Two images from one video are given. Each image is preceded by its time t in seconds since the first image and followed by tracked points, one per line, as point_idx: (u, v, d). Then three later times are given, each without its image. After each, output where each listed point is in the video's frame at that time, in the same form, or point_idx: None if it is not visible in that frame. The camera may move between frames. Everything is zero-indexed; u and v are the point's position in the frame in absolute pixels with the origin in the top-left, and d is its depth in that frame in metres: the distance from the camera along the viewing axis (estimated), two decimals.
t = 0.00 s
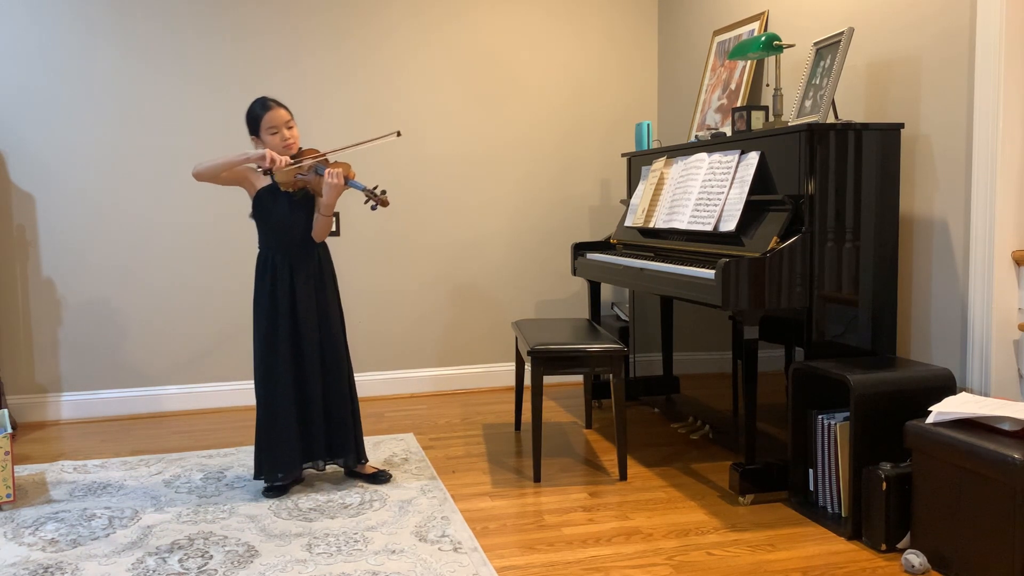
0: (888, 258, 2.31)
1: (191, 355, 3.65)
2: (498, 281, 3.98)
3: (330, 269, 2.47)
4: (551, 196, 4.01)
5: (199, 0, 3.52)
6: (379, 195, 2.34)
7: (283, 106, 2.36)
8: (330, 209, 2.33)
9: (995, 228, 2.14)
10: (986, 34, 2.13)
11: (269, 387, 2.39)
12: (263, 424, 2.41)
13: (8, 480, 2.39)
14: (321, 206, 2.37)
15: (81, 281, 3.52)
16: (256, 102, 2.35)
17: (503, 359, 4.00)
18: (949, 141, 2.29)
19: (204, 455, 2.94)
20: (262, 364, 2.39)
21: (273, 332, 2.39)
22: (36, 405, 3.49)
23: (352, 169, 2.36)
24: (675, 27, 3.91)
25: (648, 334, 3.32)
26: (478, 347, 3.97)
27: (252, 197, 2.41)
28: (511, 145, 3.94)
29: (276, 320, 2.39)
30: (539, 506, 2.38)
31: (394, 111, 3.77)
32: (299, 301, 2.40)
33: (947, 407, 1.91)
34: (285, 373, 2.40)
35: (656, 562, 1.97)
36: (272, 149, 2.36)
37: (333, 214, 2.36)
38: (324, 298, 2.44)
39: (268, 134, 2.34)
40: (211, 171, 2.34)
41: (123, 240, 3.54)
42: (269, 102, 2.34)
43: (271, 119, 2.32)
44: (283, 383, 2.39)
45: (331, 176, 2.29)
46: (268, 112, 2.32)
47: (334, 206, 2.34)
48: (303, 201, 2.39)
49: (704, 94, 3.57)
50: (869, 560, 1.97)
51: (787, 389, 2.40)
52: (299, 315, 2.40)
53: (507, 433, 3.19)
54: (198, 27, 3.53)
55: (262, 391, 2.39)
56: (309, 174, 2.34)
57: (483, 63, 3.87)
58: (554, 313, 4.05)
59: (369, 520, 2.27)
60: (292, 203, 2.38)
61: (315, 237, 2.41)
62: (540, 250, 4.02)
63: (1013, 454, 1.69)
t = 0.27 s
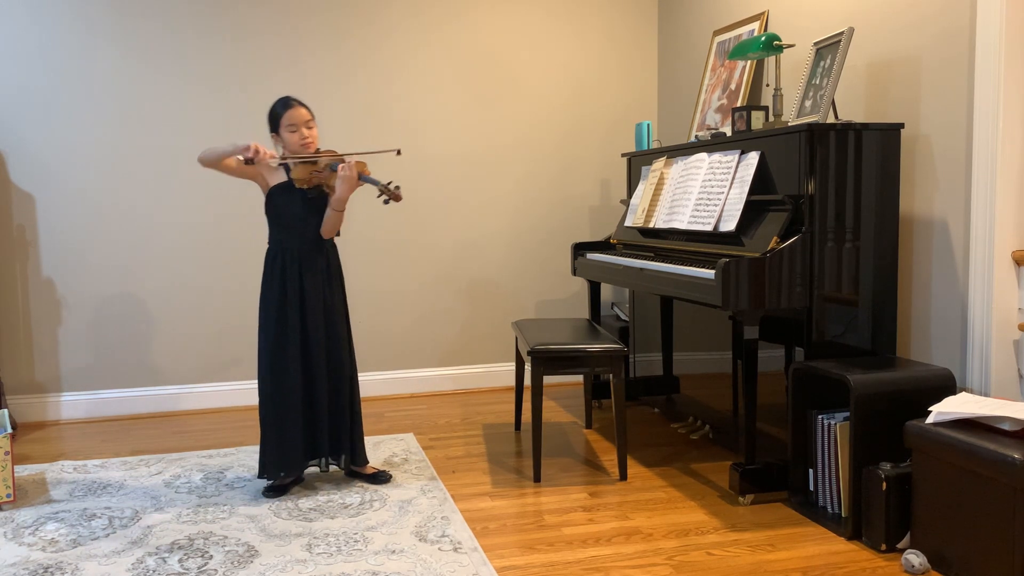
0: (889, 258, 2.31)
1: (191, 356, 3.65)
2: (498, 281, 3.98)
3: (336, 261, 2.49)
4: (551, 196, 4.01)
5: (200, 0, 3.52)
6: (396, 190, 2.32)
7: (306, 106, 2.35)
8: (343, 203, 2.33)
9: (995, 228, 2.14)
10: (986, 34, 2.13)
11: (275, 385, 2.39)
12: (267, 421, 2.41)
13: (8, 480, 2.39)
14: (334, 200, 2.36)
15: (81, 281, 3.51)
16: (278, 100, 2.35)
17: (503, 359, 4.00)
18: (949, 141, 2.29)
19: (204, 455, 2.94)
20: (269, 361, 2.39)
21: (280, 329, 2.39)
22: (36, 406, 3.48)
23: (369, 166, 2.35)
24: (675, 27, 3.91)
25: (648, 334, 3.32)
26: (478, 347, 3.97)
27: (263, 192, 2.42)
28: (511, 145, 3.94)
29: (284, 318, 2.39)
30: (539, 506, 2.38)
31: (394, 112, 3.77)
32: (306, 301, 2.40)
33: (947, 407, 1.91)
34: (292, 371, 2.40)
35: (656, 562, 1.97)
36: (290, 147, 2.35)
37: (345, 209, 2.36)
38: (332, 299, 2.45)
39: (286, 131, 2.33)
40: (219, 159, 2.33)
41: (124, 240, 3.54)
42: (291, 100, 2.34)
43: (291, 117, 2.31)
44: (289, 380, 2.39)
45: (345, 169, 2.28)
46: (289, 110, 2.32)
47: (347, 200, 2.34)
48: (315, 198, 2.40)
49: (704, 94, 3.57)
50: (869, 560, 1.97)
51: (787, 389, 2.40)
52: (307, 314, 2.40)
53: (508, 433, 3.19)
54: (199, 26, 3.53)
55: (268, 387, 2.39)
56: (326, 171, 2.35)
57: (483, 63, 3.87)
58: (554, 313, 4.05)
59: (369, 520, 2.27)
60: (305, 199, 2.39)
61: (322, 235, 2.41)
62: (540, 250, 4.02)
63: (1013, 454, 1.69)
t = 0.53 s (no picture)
0: (889, 258, 2.31)
1: (190, 356, 3.65)
2: (499, 281, 3.98)
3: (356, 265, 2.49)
4: (551, 196, 4.01)
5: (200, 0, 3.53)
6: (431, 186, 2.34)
7: (334, 105, 2.37)
8: (375, 200, 2.34)
9: (995, 228, 2.14)
10: (986, 34, 2.13)
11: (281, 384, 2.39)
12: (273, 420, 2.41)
13: (8, 480, 2.39)
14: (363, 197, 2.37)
15: (81, 281, 3.52)
16: (309, 99, 2.36)
17: (503, 359, 4.00)
18: (949, 141, 2.29)
19: (204, 455, 2.94)
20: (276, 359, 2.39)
21: (288, 329, 2.39)
22: (36, 405, 3.48)
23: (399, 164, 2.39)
24: (675, 27, 3.91)
25: (648, 334, 3.32)
26: (478, 347, 3.97)
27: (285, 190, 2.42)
28: (512, 146, 3.94)
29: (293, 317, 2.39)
30: (539, 506, 2.38)
31: (395, 112, 3.77)
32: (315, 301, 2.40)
33: (947, 407, 1.91)
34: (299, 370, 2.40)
35: (656, 562, 1.97)
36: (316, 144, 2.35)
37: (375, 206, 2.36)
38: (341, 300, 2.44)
39: (316, 129, 2.34)
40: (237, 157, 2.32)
41: (124, 240, 3.54)
42: (322, 99, 2.36)
43: (324, 115, 2.33)
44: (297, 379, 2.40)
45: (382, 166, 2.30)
46: (321, 108, 2.33)
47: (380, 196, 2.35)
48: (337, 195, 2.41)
49: (704, 94, 3.57)
50: (869, 560, 1.97)
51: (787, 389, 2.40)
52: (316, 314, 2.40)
53: (508, 433, 3.19)
54: (199, 25, 3.53)
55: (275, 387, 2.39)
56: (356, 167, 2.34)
57: (483, 63, 3.87)
58: (554, 313, 4.05)
59: (369, 520, 2.27)
60: (330, 198, 2.40)
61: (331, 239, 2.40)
62: (540, 250, 4.02)
63: (1013, 454, 1.69)
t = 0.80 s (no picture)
0: (889, 258, 2.30)
1: (191, 356, 3.65)
2: (499, 281, 3.98)
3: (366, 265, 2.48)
4: (551, 196, 4.01)
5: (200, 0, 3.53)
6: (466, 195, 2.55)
7: (350, 104, 2.39)
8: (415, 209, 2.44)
9: (995, 228, 2.14)
10: (985, 33, 2.13)
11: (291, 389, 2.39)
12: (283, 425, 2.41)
13: (8, 480, 2.39)
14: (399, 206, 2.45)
15: (82, 282, 3.52)
16: (328, 98, 2.37)
17: (502, 359, 4.00)
18: (949, 141, 2.29)
19: (204, 455, 2.94)
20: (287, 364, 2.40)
21: (300, 329, 2.39)
22: (36, 405, 3.48)
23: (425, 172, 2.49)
24: (675, 27, 3.91)
25: (648, 334, 3.32)
26: (478, 347, 3.97)
27: (299, 194, 2.38)
28: (512, 146, 3.94)
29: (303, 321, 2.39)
30: (539, 506, 2.38)
31: (395, 112, 3.77)
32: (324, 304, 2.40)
33: (947, 407, 1.91)
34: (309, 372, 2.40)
35: (656, 562, 1.97)
36: (336, 143, 2.38)
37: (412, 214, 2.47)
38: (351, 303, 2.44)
39: (339, 129, 2.36)
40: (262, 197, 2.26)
41: (125, 240, 3.55)
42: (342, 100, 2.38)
43: (348, 116, 2.37)
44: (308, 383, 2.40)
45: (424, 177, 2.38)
46: (343, 108, 2.36)
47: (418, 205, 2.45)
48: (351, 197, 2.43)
49: (704, 94, 3.57)
50: (869, 560, 1.97)
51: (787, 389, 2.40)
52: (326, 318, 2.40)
53: (507, 433, 3.19)
54: (199, 26, 3.53)
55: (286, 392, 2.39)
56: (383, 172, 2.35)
57: (483, 63, 3.87)
58: (554, 313, 4.05)
59: (369, 520, 2.27)
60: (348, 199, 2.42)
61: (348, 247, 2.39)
62: (540, 250, 4.02)
63: (1013, 454, 1.69)
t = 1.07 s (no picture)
0: (889, 257, 2.31)
1: (191, 355, 3.65)
2: (499, 281, 3.98)
3: (372, 266, 2.50)
4: (551, 196, 4.01)
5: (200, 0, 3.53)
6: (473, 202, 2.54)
7: (357, 106, 2.37)
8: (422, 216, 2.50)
9: (995, 227, 2.14)
10: (985, 33, 2.13)
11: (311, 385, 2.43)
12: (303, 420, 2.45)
13: (8, 480, 2.39)
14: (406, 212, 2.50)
15: (82, 281, 3.52)
16: (338, 100, 2.35)
17: (502, 359, 4.00)
18: (949, 141, 2.29)
19: (204, 455, 2.94)
20: (307, 361, 2.43)
21: (316, 328, 2.42)
22: (36, 405, 3.48)
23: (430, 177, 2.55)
24: (675, 27, 3.91)
25: (648, 334, 3.32)
26: (478, 347, 3.97)
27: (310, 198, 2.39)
28: (512, 146, 3.94)
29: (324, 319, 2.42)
30: (539, 506, 2.38)
31: (395, 111, 3.77)
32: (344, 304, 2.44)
33: (947, 407, 1.91)
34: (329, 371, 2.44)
35: (656, 562, 1.97)
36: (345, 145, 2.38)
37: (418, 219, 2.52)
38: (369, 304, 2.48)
39: (349, 132, 2.36)
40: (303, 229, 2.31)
41: (126, 240, 3.55)
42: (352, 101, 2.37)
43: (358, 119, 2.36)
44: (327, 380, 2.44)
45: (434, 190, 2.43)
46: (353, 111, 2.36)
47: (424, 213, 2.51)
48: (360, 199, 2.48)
49: (704, 94, 3.57)
50: (869, 560, 1.97)
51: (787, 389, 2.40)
52: (346, 317, 2.44)
53: (507, 433, 3.19)
54: (199, 26, 3.53)
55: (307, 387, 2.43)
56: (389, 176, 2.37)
57: (483, 63, 3.87)
58: (554, 313, 4.05)
59: (369, 519, 2.27)
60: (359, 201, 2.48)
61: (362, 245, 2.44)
62: (540, 250, 4.02)
63: (1013, 454, 1.69)
